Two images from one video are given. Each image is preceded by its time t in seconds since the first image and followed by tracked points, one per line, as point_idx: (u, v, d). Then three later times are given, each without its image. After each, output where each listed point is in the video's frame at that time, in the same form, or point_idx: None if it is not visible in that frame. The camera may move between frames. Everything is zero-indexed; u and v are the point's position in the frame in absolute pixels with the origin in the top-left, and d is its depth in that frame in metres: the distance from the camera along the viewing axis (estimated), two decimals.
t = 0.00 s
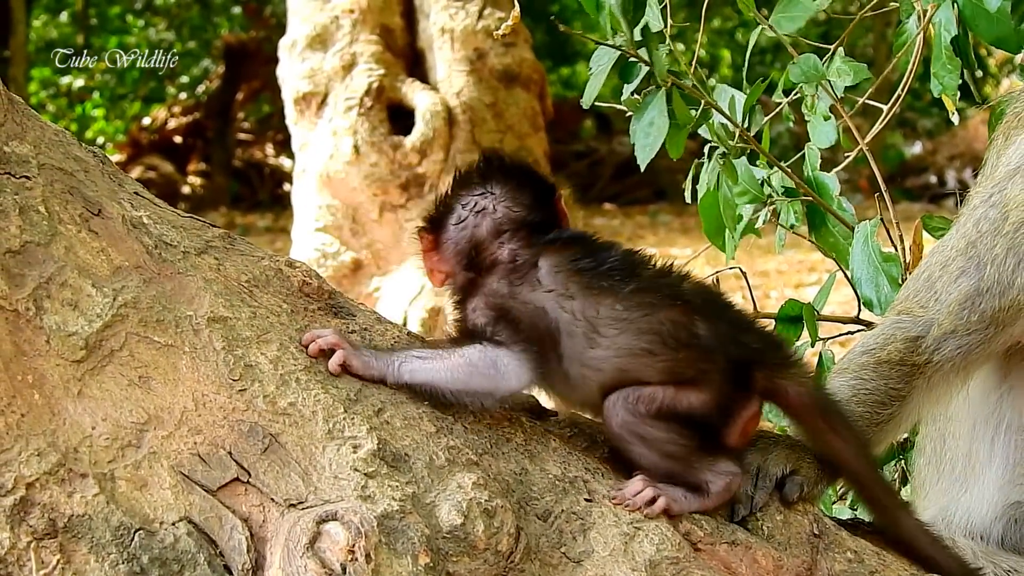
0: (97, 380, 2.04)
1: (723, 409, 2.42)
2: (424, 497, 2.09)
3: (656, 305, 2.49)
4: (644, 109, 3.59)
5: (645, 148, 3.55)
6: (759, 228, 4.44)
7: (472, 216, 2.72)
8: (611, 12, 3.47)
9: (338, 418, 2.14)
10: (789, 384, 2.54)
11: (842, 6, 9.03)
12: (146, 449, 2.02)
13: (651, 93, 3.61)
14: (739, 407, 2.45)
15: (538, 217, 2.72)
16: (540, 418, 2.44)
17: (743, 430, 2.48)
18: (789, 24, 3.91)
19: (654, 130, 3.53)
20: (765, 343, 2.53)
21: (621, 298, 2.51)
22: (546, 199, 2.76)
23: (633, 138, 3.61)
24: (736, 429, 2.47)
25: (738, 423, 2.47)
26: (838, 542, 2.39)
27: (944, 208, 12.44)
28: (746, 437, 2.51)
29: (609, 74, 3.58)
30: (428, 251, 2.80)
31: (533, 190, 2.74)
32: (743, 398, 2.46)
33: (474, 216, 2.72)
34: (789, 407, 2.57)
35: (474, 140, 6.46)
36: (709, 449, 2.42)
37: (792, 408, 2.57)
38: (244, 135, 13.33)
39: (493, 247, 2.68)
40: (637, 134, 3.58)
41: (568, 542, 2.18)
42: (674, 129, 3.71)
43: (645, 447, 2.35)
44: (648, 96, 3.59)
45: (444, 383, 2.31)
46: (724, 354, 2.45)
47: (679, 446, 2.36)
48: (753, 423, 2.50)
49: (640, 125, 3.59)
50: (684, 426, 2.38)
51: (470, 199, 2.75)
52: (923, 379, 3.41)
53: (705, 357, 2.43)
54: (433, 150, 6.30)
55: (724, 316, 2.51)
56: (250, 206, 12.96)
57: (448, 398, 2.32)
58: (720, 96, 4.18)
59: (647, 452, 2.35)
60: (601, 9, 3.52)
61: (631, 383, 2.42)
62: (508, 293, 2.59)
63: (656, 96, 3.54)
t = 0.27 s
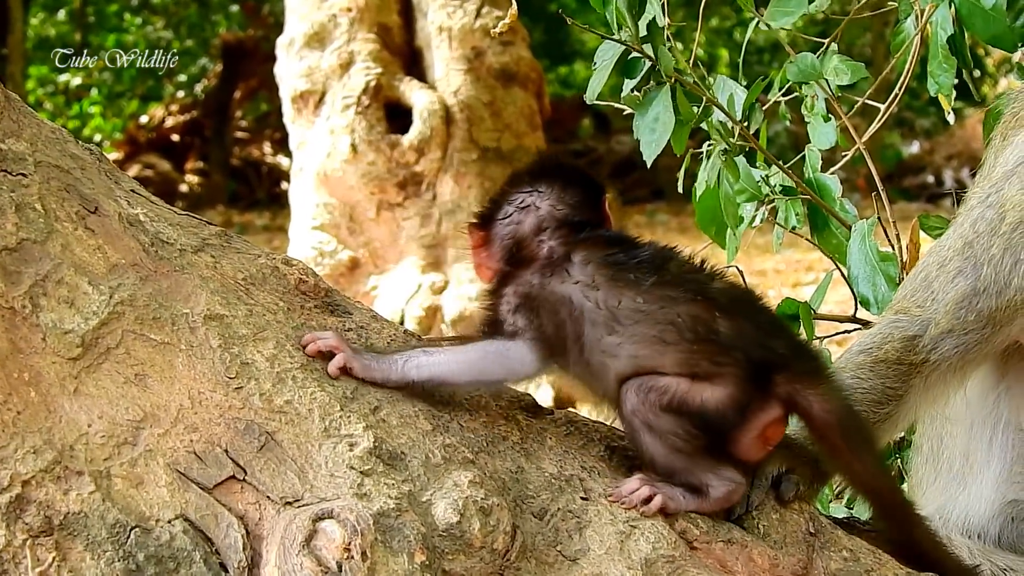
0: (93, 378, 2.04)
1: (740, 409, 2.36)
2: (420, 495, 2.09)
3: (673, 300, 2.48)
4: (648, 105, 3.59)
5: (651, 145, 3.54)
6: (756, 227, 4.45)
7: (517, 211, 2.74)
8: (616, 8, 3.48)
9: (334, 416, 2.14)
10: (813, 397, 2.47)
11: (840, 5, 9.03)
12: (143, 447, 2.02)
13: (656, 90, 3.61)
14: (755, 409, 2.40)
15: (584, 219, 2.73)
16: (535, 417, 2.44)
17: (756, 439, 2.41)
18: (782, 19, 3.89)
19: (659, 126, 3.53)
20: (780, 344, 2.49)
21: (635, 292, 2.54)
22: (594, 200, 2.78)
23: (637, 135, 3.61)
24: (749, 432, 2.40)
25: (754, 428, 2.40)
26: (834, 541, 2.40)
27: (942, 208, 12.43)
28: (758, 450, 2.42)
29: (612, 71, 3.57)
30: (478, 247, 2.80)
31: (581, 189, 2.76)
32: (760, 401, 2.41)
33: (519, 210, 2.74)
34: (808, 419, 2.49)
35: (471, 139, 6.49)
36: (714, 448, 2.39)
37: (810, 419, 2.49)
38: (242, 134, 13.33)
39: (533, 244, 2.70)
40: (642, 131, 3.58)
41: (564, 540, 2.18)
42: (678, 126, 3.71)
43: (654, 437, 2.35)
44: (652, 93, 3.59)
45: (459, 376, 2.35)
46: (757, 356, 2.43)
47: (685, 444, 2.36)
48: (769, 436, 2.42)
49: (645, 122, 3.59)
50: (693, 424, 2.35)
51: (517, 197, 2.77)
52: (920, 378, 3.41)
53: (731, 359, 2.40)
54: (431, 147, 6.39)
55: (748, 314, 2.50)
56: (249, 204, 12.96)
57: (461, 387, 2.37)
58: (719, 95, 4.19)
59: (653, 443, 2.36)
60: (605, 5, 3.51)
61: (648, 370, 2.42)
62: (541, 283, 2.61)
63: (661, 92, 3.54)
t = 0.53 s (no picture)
0: (90, 376, 2.04)
1: (739, 410, 2.40)
2: (417, 493, 2.09)
3: (682, 294, 2.51)
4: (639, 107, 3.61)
5: (641, 145, 3.54)
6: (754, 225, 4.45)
7: (559, 194, 2.78)
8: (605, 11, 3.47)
9: (331, 414, 2.13)
10: (813, 405, 2.51)
11: (837, 5, 9.04)
12: (139, 446, 2.02)
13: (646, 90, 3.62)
14: (756, 413, 2.42)
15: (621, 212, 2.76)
16: (532, 415, 2.44)
17: (756, 441, 2.44)
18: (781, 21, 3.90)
19: (648, 128, 3.54)
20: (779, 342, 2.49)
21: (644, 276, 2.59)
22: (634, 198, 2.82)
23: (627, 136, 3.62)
24: (749, 434, 2.43)
25: (755, 430, 2.43)
26: (830, 539, 2.42)
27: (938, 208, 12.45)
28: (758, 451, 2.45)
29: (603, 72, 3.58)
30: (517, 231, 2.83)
31: (624, 183, 2.81)
32: (761, 405, 2.43)
33: (561, 194, 2.78)
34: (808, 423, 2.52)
35: (467, 138, 6.53)
36: (715, 448, 2.40)
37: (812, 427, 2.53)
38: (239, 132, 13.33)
39: (570, 230, 2.73)
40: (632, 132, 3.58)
41: (560, 538, 2.18)
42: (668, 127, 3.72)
43: (658, 437, 2.38)
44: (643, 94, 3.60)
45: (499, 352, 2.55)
46: (761, 342, 2.48)
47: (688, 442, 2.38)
48: (771, 440, 2.45)
49: (635, 122, 3.60)
50: (694, 422, 2.38)
51: (561, 181, 2.82)
52: (915, 377, 3.40)
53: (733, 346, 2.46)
54: (428, 147, 6.40)
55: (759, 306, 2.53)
56: (245, 203, 13.13)
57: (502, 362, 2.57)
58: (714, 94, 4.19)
59: (655, 441, 2.38)
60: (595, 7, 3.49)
61: (651, 366, 2.48)
62: (561, 266, 2.69)
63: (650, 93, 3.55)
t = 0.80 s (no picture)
0: (81, 373, 2.04)
1: (714, 401, 2.40)
2: (408, 489, 2.09)
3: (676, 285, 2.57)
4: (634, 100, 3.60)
5: (636, 139, 3.53)
6: (745, 221, 4.46)
7: (569, 195, 2.79)
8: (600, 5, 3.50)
9: (322, 411, 2.13)
10: (792, 391, 2.46)
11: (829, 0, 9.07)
12: (129, 442, 2.02)
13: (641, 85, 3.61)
14: (732, 403, 2.42)
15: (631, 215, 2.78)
16: (524, 411, 2.45)
17: (739, 433, 2.45)
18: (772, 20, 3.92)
19: (644, 122, 3.53)
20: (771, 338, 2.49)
21: (641, 263, 2.65)
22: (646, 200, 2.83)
23: (622, 131, 3.60)
24: (728, 423, 2.43)
25: (733, 419, 2.43)
26: (821, 534, 2.44)
27: (931, 203, 12.49)
28: (745, 441, 2.46)
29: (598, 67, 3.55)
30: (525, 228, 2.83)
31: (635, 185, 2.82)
32: (735, 394, 2.43)
33: (572, 194, 2.79)
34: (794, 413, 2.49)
35: (461, 133, 6.50)
36: (700, 442, 2.42)
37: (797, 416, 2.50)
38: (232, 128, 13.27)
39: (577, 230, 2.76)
40: (626, 127, 3.58)
41: (552, 534, 2.18)
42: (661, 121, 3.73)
43: (638, 435, 2.39)
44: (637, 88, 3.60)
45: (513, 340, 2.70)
46: (760, 329, 2.49)
47: (669, 438, 2.38)
48: (755, 427, 2.46)
49: (631, 117, 3.59)
50: (671, 416, 2.39)
51: (572, 183, 2.82)
52: (908, 372, 3.41)
53: (728, 332, 2.47)
54: (421, 142, 6.38)
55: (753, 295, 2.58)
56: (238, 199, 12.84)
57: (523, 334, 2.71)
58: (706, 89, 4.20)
59: (637, 440, 2.39)
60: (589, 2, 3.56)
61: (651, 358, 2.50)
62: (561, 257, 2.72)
63: (646, 87, 3.54)
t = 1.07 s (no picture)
0: (67, 371, 2.03)
1: (690, 391, 2.51)
2: (394, 486, 2.09)
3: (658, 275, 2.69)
4: (620, 95, 3.59)
5: (621, 134, 3.54)
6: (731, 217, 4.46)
7: (579, 196, 2.93)
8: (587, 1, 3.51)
9: (307, 407, 2.13)
10: (771, 383, 2.52)
11: None
12: (116, 439, 2.03)
13: (627, 80, 3.62)
14: (708, 392, 2.51)
15: (640, 211, 2.88)
16: (512, 407, 2.44)
17: (720, 426, 2.51)
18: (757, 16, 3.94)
19: (629, 117, 3.53)
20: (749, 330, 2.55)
21: (631, 252, 2.76)
22: (653, 200, 2.94)
23: (607, 125, 3.59)
24: (706, 413, 2.50)
25: (710, 409, 2.50)
26: (809, 530, 2.44)
27: (920, 197, 12.58)
28: (728, 436, 2.52)
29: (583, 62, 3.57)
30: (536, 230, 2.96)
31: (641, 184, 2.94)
32: (710, 382, 2.53)
33: (581, 196, 2.93)
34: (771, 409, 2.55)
35: (448, 129, 6.58)
36: (681, 432, 2.50)
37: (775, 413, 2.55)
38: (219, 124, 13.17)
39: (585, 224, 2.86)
40: (612, 121, 3.56)
41: (539, 531, 2.18)
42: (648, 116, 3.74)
43: (619, 427, 2.43)
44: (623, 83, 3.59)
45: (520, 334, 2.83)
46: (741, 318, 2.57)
47: (652, 429, 2.45)
48: (738, 420, 2.52)
49: (615, 112, 3.59)
50: (650, 407, 2.48)
51: (581, 187, 2.96)
52: (894, 368, 3.45)
53: (706, 321, 2.58)
54: (408, 137, 6.40)
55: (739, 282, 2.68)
56: (227, 194, 12.76)
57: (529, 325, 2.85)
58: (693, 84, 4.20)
59: (620, 432, 2.43)
60: None
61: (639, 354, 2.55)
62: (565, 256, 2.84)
63: (631, 83, 3.54)
